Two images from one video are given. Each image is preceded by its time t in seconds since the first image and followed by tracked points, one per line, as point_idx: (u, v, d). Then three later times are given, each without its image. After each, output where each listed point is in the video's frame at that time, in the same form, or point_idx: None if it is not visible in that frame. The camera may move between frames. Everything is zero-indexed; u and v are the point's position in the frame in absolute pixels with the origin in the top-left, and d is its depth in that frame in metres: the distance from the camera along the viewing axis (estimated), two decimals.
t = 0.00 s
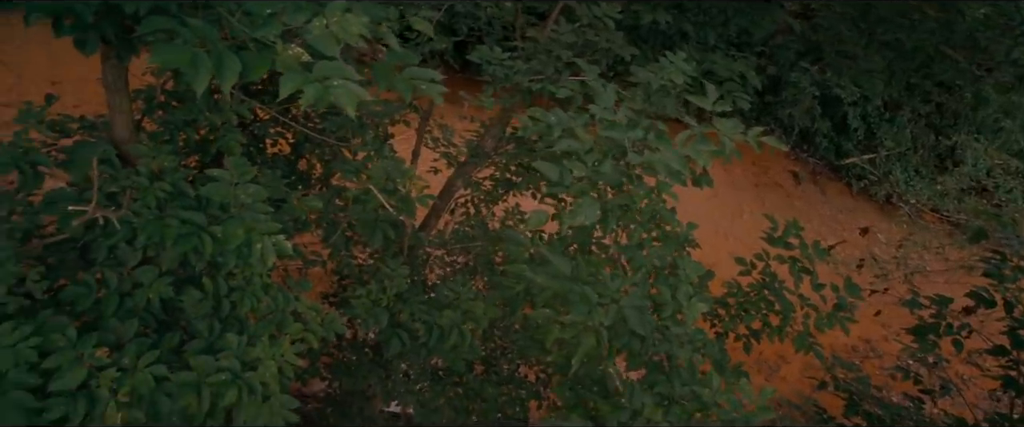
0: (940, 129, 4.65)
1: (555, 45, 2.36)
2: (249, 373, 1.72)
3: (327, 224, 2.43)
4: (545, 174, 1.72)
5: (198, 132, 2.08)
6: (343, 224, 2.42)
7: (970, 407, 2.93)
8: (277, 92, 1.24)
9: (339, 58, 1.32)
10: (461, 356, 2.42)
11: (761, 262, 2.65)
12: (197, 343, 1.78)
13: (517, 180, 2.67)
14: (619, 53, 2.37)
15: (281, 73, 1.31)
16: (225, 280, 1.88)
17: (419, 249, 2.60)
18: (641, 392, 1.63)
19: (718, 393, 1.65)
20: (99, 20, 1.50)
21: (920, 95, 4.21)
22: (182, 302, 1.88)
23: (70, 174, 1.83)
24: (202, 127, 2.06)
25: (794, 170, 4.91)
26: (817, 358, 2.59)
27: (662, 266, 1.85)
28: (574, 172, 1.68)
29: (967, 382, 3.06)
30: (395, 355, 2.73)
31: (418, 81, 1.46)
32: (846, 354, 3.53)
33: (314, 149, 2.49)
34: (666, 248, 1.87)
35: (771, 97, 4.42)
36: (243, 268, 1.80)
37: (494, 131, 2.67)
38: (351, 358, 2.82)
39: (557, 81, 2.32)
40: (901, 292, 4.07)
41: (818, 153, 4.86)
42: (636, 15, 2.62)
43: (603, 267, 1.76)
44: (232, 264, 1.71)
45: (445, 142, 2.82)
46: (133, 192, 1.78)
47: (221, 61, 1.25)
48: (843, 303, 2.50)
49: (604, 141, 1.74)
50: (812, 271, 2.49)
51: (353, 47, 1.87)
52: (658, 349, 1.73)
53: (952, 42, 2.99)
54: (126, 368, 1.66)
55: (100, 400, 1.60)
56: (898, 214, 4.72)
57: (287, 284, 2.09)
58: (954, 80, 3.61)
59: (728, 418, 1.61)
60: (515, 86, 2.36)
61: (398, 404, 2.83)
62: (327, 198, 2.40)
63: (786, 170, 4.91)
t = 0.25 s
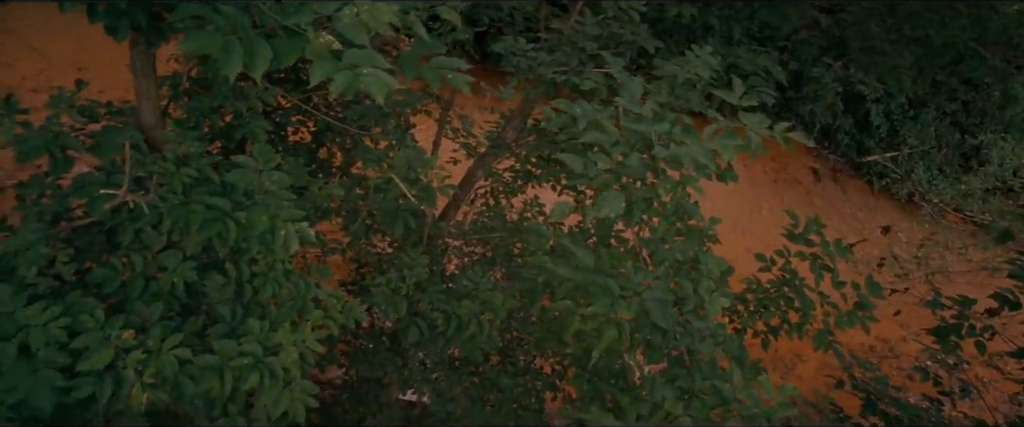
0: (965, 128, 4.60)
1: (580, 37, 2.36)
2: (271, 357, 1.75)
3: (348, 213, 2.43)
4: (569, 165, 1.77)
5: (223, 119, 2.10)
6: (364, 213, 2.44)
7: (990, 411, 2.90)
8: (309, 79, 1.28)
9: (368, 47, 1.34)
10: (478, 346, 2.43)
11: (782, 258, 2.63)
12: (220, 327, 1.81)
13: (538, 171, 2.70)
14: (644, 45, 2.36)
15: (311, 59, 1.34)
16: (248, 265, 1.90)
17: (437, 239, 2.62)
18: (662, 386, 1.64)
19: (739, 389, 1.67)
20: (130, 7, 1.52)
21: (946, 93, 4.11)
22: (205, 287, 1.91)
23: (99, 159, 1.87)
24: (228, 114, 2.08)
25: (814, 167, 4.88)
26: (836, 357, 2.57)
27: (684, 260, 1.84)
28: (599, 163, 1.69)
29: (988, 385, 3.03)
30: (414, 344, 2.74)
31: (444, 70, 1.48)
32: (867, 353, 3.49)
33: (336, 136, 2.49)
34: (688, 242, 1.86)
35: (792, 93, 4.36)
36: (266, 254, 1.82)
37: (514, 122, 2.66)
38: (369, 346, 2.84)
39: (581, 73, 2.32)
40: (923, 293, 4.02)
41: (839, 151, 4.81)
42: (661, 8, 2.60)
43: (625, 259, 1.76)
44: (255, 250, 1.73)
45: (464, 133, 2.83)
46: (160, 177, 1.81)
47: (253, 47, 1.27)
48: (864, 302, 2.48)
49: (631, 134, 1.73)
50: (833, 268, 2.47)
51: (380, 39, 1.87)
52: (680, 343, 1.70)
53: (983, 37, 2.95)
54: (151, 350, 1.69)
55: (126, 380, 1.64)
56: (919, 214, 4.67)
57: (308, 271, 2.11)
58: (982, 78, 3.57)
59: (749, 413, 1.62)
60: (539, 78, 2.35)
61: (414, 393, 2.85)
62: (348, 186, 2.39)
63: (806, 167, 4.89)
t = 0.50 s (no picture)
0: (992, 130, 4.56)
1: (605, 31, 2.34)
2: (293, 344, 1.76)
3: (369, 202, 2.46)
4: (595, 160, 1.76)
5: (248, 107, 2.12)
6: (386, 204, 2.46)
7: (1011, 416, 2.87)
8: (340, 68, 1.28)
9: (399, 36, 1.34)
10: (496, 338, 2.44)
11: (803, 257, 2.61)
12: (243, 314, 1.83)
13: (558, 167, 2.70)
14: (670, 41, 2.36)
15: (342, 49, 1.34)
16: (270, 253, 1.92)
17: (457, 230, 2.64)
18: (684, 381, 1.65)
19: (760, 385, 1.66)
20: None
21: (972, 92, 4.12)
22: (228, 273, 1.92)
23: (128, 145, 1.90)
24: (254, 102, 2.10)
25: (834, 166, 4.82)
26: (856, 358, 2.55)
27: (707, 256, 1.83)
28: (624, 158, 1.69)
29: (1010, 390, 2.99)
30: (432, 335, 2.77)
31: (473, 62, 1.47)
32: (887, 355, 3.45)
33: (358, 127, 2.51)
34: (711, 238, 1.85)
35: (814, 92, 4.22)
36: (289, 242, 1.83)
37: (536, 116, 2.74)
38: (388, 336, 2.86)
39: (606, 67, 2.31)
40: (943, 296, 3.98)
41: (861, 151, 4.73)
42: (688, 3, 2.59)
43: (648, 255, 1.76)
44: (279, 238, 1.75)
45: (483, 126, 2.83)
46: (187, 163, 1.84)
47: (285, 36, 1.28)
48: (886, 303, 2.46)
49: (659, 128, 1.73)
50: (855, 269, 2.45)
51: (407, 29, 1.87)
52: (701, 339, 1.71)
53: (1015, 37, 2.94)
54: (176, 335, 1.71)
55: (152, 362, 1.68)
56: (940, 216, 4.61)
57: (329, 259, 2.13)
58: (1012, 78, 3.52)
59: (769, 410, 1.61)
60: (564, 72, 2.34)
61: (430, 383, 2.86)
62: (370, 177, 2.44)
63: (826, 166, 4.82)
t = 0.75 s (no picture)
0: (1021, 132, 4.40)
1: (632, 26, 2.33)
2: (316, 331, 1.79)
3: (392, 193, 2.48)
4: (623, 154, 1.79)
5: (275, 96, 2.15)
6: (408, 195, 2.47)
7: None
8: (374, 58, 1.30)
9: (432, 27, 1.37)
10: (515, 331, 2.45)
11: (825, 258, 2.59)
12: (267, 300, 1.85)
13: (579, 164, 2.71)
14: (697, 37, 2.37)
15: (375, 39, 1.36)
16: (294, 241, 1.94)
17: (479, 221, 2.69)
18: (707, 377, 1.66)
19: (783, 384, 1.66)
20: None
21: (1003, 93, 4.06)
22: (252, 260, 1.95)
23: (157, 131, 1.93)
24: (280, 91, 2.12)
25: (857, 168, 4.79)
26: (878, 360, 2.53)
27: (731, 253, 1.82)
28: (652, 153, 1.69)
29: None
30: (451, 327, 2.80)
31: (503, 55, 1.47)
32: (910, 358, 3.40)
33: (381, 119, 2.54)
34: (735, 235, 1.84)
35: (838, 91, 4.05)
36: (313, 230, 1.85)
37: (559, 110, 2.71)
38: (406, 326, 2.89)
39: (633, 62, 2.30)
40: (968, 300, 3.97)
41: (883, 153, 4.63)
42: None
43: (670, 251, 1.75)
44: (304, 226, 1.77)
45: (504, 119, 2.83)
46: (215, 151, 1.86)
47: (319, 26, 1.29)
48: (909, 305, 2.43)
49: (689, 123, 1.76)
50: (879, 270, 2.42)
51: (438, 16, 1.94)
52: (724, 335, 1.71)
53: None
54: (202, 319, 1.74)
55: (178, 346, 1.71)
56: (966, 220, 4.55)
57: (351, 248, 2.15)
58: None
59: (791, 408, 1.61)
60: (590, 66, 2.34)
61: (447, 375, 2.89)
62: (393, 169, 2.44)
63: (849, 168, 4.81)
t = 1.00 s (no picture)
0: None
1: (661, 21, 2.33)
2: (339, 318, 1.81)
3: (415, 184, 2.50)
4: (649, 150, 1.76)
5: (302, 85, 2.17)
6: (432, 186, 2.48)
7: None
8: (409, 48, 1.31)
9: (465, 17, 1.36)
10: (534, 324, 2.46)
11: (849, 258, 2.57)
12: (291, 287, 1.87)
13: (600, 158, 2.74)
14: (726, 33, 2.34)
15: (408, 29, 1.36)
16: (318, 229, 1.96)
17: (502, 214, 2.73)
18: (730, 373, 1.67)
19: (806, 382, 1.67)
20: None
21: None
22: (277, 247, 1.97)
23: (187, 117, 1.96)
24: (307, 79, 2.14)
25: (879, 169, 4.80)
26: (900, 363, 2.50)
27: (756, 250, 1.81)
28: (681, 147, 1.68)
29: None
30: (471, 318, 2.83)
31: (534, 46, 1.46)
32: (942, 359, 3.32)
33: (404, 111, 2.56)
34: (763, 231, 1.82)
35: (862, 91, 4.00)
36: (337, 218, 1.88)
37: (584, 105, 2.79)
38: (425, 317, 2.92)
39: (660, 57, 2.29)
40: (994, 307, 3.75)
41: (907, 155, 4.67)
42: None
43: (694, 248, 1.75)
44: (329, 213, 1.78)
45: (526, 114, 2.85)
46: (243, 138, 1.88)
47: (355, 15, 1.29)
48: (933, 309, 2.40)
49: (720, 119, 1.78)
50: (903, 273, 2.40)
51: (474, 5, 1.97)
52: (748, 332, 1.72)
53: None
54: (227, 304, 1.77)
55: (204, 329, 1.73)
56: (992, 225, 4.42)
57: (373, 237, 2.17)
58: None
59: (813, 408, 1.62)
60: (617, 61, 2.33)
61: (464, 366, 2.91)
62: (417, 159, 2.47)
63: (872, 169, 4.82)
